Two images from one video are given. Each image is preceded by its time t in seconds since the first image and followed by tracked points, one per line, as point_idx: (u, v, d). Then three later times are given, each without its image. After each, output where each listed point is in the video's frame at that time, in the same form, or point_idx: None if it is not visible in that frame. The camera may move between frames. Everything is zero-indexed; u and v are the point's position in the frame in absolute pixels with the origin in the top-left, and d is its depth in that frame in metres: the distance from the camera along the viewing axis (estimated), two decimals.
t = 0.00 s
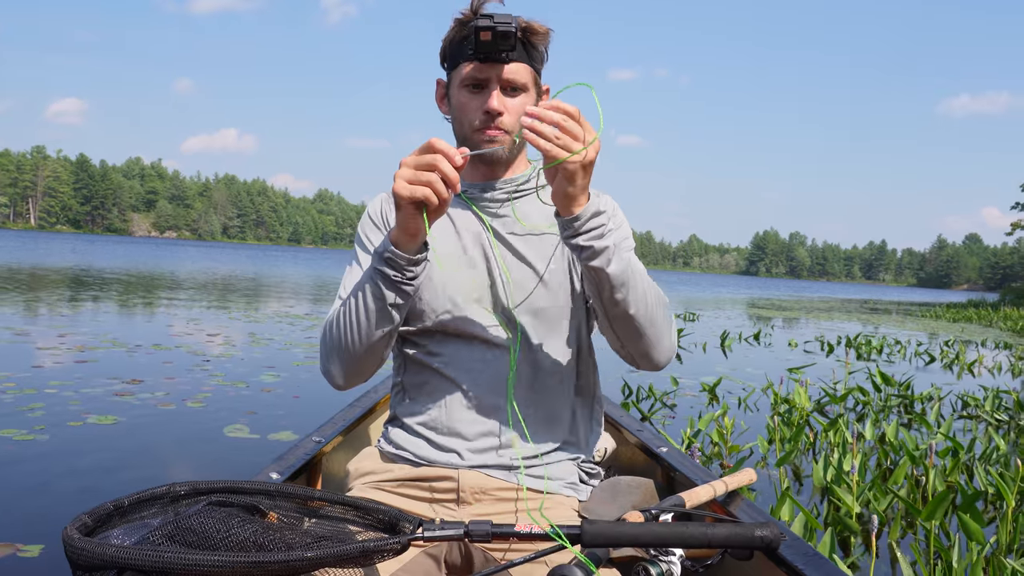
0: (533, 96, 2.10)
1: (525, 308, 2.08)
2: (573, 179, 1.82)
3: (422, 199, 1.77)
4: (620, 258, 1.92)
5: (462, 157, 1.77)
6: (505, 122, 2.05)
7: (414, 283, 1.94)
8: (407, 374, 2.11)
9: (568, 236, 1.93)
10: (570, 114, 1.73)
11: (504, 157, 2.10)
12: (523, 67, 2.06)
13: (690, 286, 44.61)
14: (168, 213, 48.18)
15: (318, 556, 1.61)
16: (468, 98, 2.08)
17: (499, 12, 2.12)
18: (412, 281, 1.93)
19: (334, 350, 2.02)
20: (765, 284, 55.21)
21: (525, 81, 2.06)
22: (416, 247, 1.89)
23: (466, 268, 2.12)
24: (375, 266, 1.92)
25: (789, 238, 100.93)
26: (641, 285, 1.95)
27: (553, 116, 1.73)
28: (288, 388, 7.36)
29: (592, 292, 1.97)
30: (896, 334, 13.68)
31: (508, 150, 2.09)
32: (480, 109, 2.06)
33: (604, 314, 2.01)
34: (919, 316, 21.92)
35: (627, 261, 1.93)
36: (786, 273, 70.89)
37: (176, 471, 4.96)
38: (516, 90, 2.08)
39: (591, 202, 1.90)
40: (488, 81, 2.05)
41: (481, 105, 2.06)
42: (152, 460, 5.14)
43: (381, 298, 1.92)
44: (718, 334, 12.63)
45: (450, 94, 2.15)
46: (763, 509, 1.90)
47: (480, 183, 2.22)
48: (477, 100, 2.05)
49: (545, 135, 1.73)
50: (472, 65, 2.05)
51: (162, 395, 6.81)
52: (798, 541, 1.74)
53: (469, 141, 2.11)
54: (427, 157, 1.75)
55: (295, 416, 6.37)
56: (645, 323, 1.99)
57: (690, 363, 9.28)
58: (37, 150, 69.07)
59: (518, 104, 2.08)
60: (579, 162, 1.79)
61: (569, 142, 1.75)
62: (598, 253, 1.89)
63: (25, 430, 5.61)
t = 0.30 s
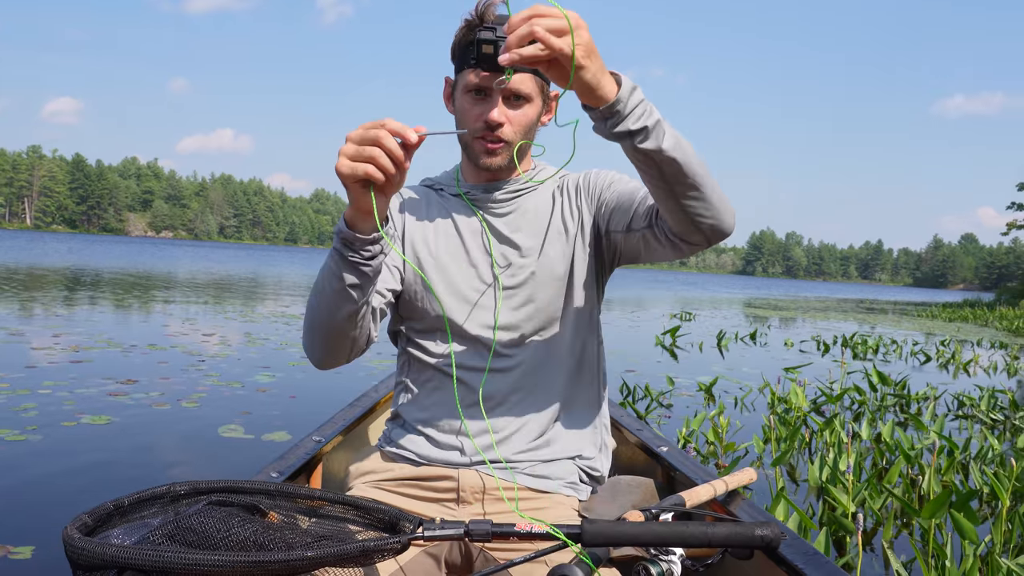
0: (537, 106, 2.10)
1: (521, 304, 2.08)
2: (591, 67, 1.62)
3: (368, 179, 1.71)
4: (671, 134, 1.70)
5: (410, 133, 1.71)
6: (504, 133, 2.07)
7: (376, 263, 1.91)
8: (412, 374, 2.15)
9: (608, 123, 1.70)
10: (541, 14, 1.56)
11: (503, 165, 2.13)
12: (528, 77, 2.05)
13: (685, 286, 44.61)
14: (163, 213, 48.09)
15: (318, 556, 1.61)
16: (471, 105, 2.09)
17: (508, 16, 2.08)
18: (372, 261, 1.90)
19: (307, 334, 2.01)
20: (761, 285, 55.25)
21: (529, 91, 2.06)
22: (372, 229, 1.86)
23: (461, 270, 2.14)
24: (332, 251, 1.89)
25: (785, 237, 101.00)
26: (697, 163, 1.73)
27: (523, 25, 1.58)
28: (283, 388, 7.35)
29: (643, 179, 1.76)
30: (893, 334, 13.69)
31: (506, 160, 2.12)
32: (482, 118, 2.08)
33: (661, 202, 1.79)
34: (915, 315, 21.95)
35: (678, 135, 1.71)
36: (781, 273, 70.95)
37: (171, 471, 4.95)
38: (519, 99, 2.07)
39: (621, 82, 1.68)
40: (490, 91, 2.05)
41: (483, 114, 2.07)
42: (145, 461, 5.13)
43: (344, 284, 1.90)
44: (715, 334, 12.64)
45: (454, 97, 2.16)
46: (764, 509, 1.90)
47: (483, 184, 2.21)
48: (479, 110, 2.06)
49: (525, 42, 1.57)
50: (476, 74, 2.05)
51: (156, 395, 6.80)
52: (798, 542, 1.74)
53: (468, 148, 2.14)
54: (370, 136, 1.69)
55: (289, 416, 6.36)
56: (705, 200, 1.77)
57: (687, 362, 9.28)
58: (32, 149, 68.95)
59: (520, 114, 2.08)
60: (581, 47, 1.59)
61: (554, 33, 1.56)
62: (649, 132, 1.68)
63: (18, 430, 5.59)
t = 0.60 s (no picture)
0: (541, 101, 2.08)
1: (512, 324, 2.08)
2: (612, 84, 1.49)
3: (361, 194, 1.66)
4: (690, 167, 1.60)
5: (411, 137, 1.62)
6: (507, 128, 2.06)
7: (374, 273, 1.90)
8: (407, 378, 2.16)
9: (625, 146, 1.58)
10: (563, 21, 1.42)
11: (505, 164, 2.11)
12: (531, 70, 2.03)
13: (678, 287, 44.66)
14: (154, 215, 47.96)
15: (317, 556, 1.61)
16: (472, 101, 2.07)
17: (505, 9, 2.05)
18: (371, 273, 1.89)
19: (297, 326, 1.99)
20: (753, 285, 55.37)
21: (532, 85, 2.03)
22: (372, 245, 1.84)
23: (456, 280, 2.12)
24: (328, 262, 1.86)
25: (776, 239, 101.23)
26: (710, 199, 1.64)
27: (546, 21, 1.45)
28: (274, 391, 7.33)
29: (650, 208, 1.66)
30: (885, 334, 13.73)
31: (509, 156, 2.11)
32: (484, 115, 2.06)
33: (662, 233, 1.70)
34: (908, 315, 22.03)
35: (697, 168, 1.61)
36: (773, 274, 71.12)
37: (163, 475, 4.94)
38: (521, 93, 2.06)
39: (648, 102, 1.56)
40: (491, 85, 2.03)
41: (484, 110, 2.05)
42: (135, 466, 5.11)
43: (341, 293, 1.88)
44: (709, 335, 12.64)
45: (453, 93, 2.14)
46: (763, 510, 1.91)
47: (482, 188, 2.18)
48: (481, 106, 2.04)
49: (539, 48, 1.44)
50: (478, 69, 2.03)
51: (146, 399, 6.77)
52: (797, 543, 1.74)
53: (469, 146, 2.13)
54: (363, 143, 1.62)
55: (280, 419, 6.34)
56: (714, 236, 1.68)
57: (680, 363, 9.29)
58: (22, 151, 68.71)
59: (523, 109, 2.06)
60: (605, 61, 1.45)
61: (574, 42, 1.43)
62: (670, 166, 1.57)
63: (7, 435, 5.56)
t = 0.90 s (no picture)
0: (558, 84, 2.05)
1: (509, 342, 2.11)
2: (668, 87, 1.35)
3: (323, 200, 1.49)
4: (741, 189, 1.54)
5: (381, 121, 1.43)
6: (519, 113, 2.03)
7: (336, 280, 1.73)
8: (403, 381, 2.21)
9: (677, 162, 1.49)
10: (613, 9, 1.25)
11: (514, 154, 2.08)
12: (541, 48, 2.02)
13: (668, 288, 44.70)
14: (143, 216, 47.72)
15: (319, 553, 1.61)
16: (482, 84, 2.06)
17: None
18: (333, 280, 1.72)
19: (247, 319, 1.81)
20: (743, 285, 55.49)
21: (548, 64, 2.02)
22: (331, 253, 1.66)
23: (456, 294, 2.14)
24: (284, 264, 1.67)
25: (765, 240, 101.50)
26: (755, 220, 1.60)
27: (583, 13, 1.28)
28: (264, 393, 7.30)
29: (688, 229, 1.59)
30: (878, 334, 13.78)
31: (519, 146, 2.08)
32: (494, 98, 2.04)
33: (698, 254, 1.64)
34: (900, 315, 22.12)
35: (746, 190, 1.56)
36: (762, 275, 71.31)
37: (153, 479, 4.91)
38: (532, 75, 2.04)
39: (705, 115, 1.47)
40: (499, 62, 2.03)
41: (495, 92, 2.03)
42: (124, 469, 5.08)
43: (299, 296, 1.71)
44: (702, 335, 12.66)
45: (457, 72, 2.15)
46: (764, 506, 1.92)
47: (486, 194, 2.17)
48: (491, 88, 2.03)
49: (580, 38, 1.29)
50: (488, 49, 2.03)
51: (132, 401, 6.73)
52: (799, 540, 1.75)
53: (476, 136, 2.09)
54: (319, 133, 1.44)
55: (270, 422, 6.32)
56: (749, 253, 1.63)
57: (674, 364, 9.30)
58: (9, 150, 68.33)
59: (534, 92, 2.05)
60: (663, 63, 1.32)
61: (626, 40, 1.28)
62: (724, 191, 1.50)
63: None
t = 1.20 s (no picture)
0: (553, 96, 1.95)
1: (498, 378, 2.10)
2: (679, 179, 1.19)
3: (296, 264, 1.33)
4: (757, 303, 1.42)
5: (365, 171, 1.24)
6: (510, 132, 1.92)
7: (310, 345, 1.67)
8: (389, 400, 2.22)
9: (685, 263, 1.37)
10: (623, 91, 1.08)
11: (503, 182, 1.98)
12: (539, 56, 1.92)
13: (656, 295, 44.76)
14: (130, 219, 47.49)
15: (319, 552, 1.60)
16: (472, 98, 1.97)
17: None
18: (305, 345, 1.66)
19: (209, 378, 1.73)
20: (731, 292, 55.64)
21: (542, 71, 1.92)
22: (306, 318, 1.60)
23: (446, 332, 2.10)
24: (251, 330, 1.59)
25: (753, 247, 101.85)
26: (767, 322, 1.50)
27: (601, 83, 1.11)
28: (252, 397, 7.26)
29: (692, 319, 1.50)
30: (868, 340, 13.83)
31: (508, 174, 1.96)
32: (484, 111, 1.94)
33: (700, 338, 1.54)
34: (889, 323, 22.24)
35: (763, 303, 1.45)
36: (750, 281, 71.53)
37: (141, 483, 4.87)
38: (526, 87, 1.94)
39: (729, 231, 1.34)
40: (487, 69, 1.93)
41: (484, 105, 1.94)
42: (111, 474, 5.04)
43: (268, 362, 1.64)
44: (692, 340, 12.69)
45: (444, 79, 2.06)
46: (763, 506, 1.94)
47: (473, 224, 2.13)
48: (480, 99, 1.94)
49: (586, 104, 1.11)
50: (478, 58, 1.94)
51: (117, 404, 6.68)
52: (798, 539, 1.76)
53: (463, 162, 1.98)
54: (286, 183, 1.26)
55: (258, 426, 6.28)
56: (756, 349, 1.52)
57: (665, 369, 9.32)
58: None
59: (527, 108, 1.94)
60: (678, 157, 1.16)
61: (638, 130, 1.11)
62: (738, 307, 1.39)
63: None
